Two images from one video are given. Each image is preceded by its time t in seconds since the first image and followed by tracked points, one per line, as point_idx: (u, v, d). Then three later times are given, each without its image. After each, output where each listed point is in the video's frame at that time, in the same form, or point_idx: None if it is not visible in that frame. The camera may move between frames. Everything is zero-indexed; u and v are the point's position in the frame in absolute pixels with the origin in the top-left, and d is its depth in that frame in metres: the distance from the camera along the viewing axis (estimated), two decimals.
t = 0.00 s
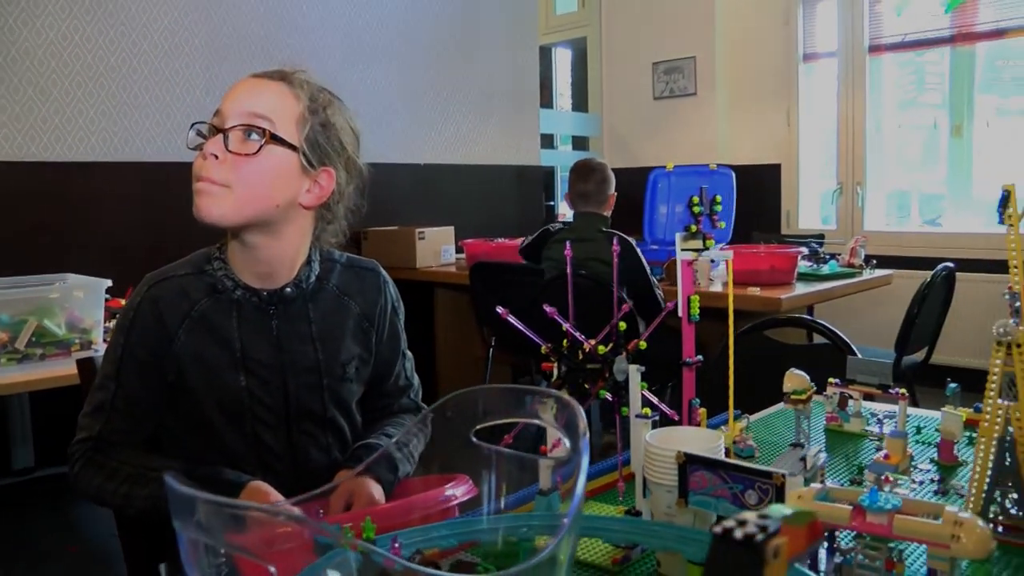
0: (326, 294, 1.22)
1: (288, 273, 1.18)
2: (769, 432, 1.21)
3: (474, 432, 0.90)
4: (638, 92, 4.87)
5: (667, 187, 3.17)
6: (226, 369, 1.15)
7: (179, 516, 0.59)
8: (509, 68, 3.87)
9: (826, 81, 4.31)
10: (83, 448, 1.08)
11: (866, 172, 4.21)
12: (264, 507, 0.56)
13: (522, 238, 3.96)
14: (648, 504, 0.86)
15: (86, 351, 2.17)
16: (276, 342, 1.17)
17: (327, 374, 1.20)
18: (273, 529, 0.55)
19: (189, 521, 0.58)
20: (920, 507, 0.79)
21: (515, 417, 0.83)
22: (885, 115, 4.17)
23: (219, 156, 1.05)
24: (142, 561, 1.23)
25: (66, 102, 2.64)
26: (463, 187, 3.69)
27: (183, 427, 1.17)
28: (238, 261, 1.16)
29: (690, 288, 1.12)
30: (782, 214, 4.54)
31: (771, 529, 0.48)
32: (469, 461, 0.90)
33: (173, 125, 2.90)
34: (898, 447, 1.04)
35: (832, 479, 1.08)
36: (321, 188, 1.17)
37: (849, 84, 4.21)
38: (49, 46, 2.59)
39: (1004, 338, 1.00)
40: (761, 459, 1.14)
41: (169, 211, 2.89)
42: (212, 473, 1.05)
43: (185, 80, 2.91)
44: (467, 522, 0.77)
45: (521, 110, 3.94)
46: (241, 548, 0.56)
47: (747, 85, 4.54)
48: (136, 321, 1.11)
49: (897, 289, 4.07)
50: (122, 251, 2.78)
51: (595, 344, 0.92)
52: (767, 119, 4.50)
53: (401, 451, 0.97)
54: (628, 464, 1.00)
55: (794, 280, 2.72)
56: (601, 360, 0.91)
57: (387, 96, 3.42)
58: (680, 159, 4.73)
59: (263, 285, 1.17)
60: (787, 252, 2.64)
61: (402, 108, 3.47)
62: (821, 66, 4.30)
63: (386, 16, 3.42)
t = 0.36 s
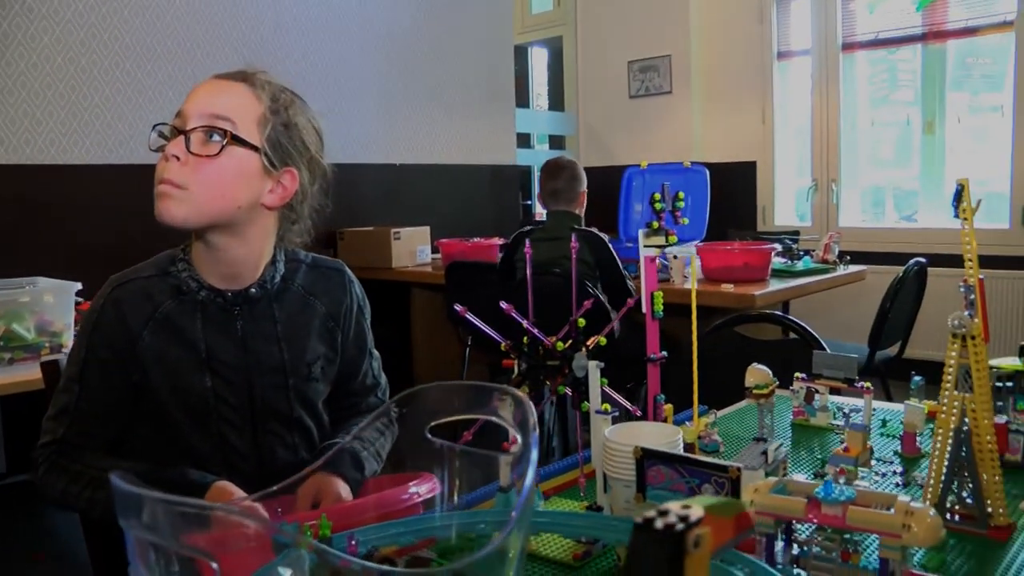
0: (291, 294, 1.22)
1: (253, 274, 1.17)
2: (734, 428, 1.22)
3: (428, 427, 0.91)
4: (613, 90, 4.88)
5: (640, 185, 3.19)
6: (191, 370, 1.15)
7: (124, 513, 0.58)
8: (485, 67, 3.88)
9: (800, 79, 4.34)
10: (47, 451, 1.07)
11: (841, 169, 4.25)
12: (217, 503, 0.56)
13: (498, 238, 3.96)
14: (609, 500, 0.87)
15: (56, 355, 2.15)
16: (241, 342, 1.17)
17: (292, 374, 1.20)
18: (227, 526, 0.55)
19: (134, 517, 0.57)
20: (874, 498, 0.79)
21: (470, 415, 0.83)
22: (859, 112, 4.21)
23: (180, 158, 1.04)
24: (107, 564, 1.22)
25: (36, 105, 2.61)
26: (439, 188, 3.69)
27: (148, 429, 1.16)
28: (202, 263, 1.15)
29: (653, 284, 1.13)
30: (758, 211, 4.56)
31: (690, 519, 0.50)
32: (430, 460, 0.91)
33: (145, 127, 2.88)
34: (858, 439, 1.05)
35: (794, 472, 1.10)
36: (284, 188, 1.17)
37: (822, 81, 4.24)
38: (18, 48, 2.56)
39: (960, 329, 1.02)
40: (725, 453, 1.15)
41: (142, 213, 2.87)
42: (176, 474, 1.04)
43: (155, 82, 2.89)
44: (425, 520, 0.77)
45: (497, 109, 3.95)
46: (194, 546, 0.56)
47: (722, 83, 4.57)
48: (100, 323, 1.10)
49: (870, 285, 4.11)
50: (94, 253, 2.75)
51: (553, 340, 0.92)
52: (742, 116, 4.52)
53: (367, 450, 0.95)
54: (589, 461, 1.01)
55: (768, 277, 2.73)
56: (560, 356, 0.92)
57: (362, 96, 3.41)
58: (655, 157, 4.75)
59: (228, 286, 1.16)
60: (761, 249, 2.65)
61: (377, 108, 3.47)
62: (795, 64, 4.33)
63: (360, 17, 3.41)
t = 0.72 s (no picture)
0: (265, 279, 1.22)
1: (226, 259, 1.17)
2: (708, 403, 1.23)
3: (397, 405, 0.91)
4: (591, 74, 4.87)
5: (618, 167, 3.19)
6: (166, 356, 1.15)
7: (89, 491, 0.59)
8: (462, 52, 3.86)
9: (778, 59, 4.35)
10: (20, 440, 1.05)
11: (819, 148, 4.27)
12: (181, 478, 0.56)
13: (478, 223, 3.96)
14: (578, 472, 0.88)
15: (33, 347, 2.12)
16: (215, 327, 1.17)
17: (267, 357, 1.20)
18: (192, 500, 0.56)
19: (99, 494, 0.57)
20: (839, 466, 0.80)
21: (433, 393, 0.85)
22: (836, 92, 4.22)
23: (154, 145, 1.04)
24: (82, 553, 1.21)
25: (7, 95, 2.56)
26: (417, 174, 3.68)
27: (124, 416, 1.16)
28: (175, 249, 1.15)
29: (624, 261, 1.14)
30: (737, 191, 4.58)
31: (633, 475, 0.48)
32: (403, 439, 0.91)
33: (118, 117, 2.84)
34: (827, 410, 1.06)
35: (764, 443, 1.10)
36: (257, 174, 1.17)
37: (799, 61, 4.25)
38: None
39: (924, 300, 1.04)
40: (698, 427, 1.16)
41: (117, 203, 2.83)
42: (151, 459, 1.04)
43: (129, 71, 2.85)
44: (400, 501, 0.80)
45: (475, 94, 3.94)
46: (158, 521, 0.56)
47: (699, 65, 4.57)
48: (73, 311, 1.10)
49: (847, 264, 4.14)
50: (69, 244, 2.72)
51: (522, 317, 0.94)
52: (720, 97, 4.53)
53: (344, 432, 0.97)
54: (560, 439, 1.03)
55: (745, 256, 2.74)
56: (529, 332, 0.93)
57: (338, 82, 3.39)
58: (635, 140, 4.75)
59: (202, 272, 1.17)
60: (739, 228, 2.66)
61: (353, 94, 3.44)
62: (771, 44, 4.34)
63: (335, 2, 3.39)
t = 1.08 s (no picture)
0: (243, 271, 1.21)
1: (205, 251, 1.17)
2: (682, 393, 1.24)
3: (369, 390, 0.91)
4: (571, 69, 4.87)
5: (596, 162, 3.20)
6: (144, 347, 1.15)
7: (60, 478, 0.59)
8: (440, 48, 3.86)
9: (756, 55, 4.37)
10: None
11: (797, 143, 4.30)
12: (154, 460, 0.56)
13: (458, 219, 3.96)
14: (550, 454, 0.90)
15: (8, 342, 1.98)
16: (194, 319, 1.17)
17: (246, 348, 1.19)
18: (164, 486, 0.56)
19: (70, 481, 0.58)
20: (806, 451, 0.82)
21: (409, 380, 0.85)
22: (814, 87, 4.25)
23: (171, 155, 1.03)
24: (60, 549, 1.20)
25: None
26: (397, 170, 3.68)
27: (103, 409, 1.15)
28: (153, 242, 1.16)
29: (597, 253, 1.15)
30: (716, 186, 4.60)
31: (587, 449, 0.44)
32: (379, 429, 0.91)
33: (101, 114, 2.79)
34: (799, 398, 1.07)
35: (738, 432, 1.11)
36: (239, 167, 1.20)
37: (777, 55, 4.27)
38: None
39: (892, 289, 1.06)
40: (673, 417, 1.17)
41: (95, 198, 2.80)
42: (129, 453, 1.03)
43: (112, 69, 2.81)
44: (375, 492, 0.81)
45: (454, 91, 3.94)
46: (131, 507, 0.57)
47: (678, 61, 4.59)
48: (50, 305, 1.11)
49: (826, 257, 4.18)
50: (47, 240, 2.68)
51: (494, 307, 0.95)
52: (698, 92, 4.55)
53: (321, 424, 0.99)
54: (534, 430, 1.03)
55: (723, 250, 2.76)
56: (501, 323, 0.94)
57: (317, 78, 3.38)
58: (614, 135, 4.76)
59: (181, 265, 1.17)
60: (717, 223, 2.68)
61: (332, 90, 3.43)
62: (749, 39, 4.37)
63: None
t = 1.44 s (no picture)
0: (223, 255, 1.22)
1: (185, 236, 1.18)
2: (658, 383, 1.25)
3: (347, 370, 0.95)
4: (557, 64, 4.88)
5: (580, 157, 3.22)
6: (125, 331, 1.15)
7: (39, 451, 0.60)
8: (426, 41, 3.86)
9: (741, 52, 4.40)
10: None
11: (780, 140, 4.33)
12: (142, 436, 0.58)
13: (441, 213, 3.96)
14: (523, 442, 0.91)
15: None
16: (174, 303, 1.17)
17: (227, 332, 1.20)
18: (145, 463, 0.58)
19: (50, 454, 0.59)
20: (774, 436, 0.84)
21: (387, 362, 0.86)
22: (798, 86, 4.28)
23: (161, 146, 1.05)
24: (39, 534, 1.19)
25: None
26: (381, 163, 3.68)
27: (85, 394, 1.15)
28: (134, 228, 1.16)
29: (575, 243, 1.17)
30: (699, 182, 4.62)
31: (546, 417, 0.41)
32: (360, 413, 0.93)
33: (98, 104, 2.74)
34: (770, 387, 1.09)
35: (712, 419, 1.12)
36: (221, 154, 1.21)
37: (762, 53, 4.30)
38: None
39: (861, 280, 1.08)
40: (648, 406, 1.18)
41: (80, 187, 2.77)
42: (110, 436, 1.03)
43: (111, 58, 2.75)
44: (354, 473, 0.81)
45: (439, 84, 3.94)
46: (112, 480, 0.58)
47: (663, 57, 4.61)
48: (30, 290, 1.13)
49: (806, 254, 4.22)
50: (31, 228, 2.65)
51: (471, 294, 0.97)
52: (683, 89, 4.57)
53: (300, 410, 0.94)
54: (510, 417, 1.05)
55: (705, 245, 2.77)
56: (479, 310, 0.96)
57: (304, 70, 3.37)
58: (599, 131, 4.78)
59: (162, 250, 1.18)
60: (699, 218, 2.69)
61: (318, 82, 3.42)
62: (735, 37, 4.40)
63: None
